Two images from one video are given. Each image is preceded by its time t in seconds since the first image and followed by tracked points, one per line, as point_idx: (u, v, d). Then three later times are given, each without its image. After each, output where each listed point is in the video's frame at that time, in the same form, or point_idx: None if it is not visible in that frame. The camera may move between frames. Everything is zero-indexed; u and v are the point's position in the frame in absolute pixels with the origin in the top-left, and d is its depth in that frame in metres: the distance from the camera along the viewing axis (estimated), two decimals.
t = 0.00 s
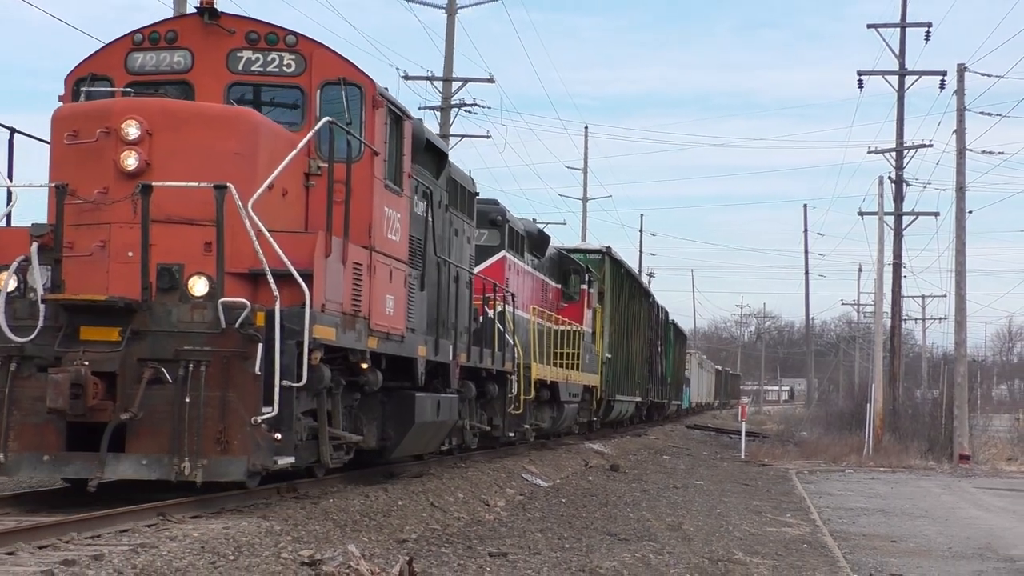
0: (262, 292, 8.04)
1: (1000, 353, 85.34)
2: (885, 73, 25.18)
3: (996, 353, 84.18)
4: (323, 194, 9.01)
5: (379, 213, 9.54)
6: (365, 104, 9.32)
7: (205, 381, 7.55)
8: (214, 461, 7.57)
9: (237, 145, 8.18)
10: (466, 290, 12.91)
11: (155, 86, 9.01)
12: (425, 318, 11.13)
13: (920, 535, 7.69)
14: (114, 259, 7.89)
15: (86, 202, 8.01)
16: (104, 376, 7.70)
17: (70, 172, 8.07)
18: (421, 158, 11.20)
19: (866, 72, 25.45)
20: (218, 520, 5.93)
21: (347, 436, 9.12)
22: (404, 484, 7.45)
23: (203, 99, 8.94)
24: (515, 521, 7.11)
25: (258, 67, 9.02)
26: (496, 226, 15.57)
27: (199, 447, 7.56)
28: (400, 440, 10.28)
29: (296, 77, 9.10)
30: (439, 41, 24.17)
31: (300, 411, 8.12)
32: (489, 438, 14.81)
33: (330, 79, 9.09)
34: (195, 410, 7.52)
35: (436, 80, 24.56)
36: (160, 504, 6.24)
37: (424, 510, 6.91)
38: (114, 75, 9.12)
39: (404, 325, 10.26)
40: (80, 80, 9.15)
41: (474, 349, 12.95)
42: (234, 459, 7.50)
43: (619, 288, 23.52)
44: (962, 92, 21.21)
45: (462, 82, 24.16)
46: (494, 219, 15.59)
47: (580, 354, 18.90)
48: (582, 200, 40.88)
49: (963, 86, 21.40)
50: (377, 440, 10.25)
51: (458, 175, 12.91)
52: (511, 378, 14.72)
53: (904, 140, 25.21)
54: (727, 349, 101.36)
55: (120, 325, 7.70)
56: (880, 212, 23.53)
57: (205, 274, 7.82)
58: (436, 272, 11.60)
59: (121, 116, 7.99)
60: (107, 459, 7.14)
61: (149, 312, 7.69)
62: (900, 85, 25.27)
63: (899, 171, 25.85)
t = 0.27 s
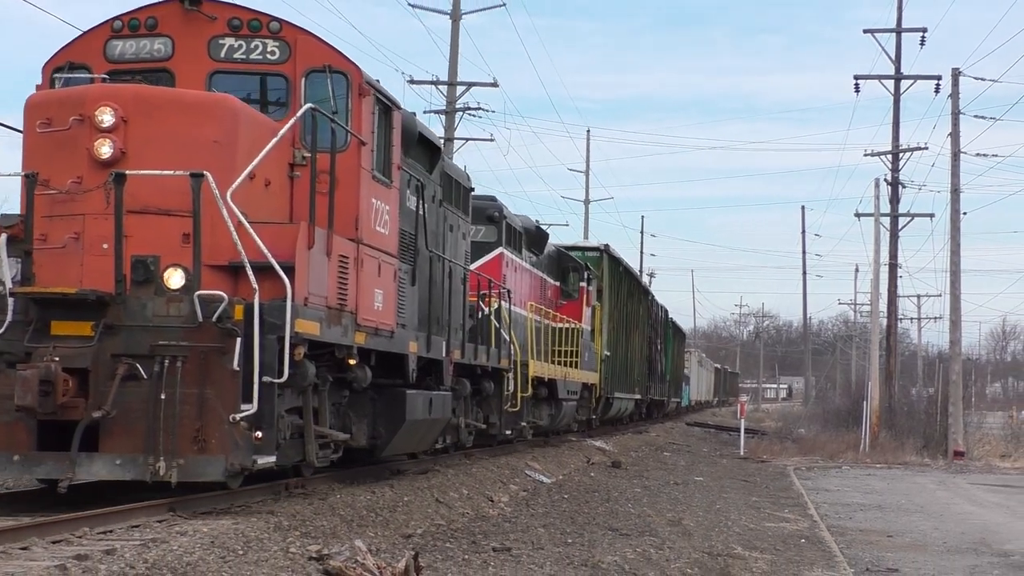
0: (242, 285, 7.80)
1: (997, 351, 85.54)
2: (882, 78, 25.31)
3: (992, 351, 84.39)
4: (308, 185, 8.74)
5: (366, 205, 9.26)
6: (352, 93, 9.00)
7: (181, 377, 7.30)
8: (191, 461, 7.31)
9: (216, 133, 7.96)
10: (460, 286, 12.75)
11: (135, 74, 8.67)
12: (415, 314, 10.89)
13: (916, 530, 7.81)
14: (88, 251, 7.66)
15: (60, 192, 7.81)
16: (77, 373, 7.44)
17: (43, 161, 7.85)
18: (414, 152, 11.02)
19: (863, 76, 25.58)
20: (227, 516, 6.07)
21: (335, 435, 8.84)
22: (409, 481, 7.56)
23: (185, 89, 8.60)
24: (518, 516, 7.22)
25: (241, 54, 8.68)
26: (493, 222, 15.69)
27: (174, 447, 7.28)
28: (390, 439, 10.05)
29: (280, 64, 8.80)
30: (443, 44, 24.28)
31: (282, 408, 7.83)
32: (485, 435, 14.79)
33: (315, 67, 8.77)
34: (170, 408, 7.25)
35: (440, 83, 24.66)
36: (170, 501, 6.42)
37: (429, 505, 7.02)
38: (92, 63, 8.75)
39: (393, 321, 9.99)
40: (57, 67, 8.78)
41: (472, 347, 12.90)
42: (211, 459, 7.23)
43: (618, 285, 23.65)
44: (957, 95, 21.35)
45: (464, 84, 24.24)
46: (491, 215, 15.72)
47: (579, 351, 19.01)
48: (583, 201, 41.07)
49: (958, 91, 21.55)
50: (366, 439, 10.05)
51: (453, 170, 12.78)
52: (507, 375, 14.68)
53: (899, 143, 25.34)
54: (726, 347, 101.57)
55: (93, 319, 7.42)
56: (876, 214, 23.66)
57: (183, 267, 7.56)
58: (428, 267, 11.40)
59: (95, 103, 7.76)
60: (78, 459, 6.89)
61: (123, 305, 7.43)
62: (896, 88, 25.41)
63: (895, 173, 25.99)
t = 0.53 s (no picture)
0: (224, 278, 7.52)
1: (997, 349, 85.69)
2: (880, 82, 25.39)
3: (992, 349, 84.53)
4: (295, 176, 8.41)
5: (357, 196, 8.93)
6: (340, 81, 8.66)
7: (157, 374, 6.95)
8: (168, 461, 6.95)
9: (197, 121, 7.66)
10: (457, 283, 12.64)
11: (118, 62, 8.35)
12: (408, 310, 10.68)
13: (915, 525, 7.92)
14: (64, 243, 7.36)
15: (35, 182, 7.49)
16: (50, 370, 7.10)
17: (19, 149, 7.58)
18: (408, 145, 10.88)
19: (861, 80, 25.68)
20: (239, 512, 6.20)
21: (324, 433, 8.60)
22: (417, 477, 7.67)
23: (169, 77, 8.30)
24: (524, 512, 7.34)
25: (226, 41, 8.39)
26: (493, 218, 15.72)
27: (151, 446, 6.93)
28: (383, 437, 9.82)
29: (267, 51, 8.48)
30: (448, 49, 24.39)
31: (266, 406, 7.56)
32: (484, 434, 14.79)
33: (303, 54, 8.47)
34: (146, 406, 6.91)
35: (447, 89, 24.74)
36: (183, 496, 6.65)
37: (438, 501, 7.14)
38: (73, 50, 8.42)
39: (385, 317, 9.68)
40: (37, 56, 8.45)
41: (471, 345, 12.85)
42: (189, 459, 6.87)
43: (619, 283, 23.75)
44: (954, 97, 21.50)
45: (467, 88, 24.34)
46: (491, 211, 15.77)
47: (580, 350, 19.11)
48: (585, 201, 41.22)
49: (955, 95, 21.65)
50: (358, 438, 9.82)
51: (450, 165, 12.76)
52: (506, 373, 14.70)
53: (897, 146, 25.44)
54: (728, 345, 101.69)
55: (67, 313, 7.09)
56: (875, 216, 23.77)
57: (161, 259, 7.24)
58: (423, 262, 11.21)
59: (70, 89, 7.46)
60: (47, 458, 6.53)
61: (97, 299, 7.07)
62: (894, 93, 25.52)
63: (894, 175, 26.09)
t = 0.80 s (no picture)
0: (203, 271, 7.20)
1: (998, 347, 85.80)
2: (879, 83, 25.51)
3: (993, 348, 84.64)
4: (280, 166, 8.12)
5: (345, 187, 8.63)
6: (327, 68, 8.35)
7: (129, 370, 6.57)
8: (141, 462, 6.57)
9: (175, 108, 7.32)
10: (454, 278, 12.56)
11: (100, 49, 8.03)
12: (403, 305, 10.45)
13: (913, 520, 8.05)
14: (35, 235, 6.93)
15: (4, 170, 7.07)
16: (17, 367, 6.70)
17: None
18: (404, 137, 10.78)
19: (861, 81, 25.81)
20: (251, 507, 6.34)
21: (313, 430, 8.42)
22: (426, 473, 7.81)
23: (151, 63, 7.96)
24: (530, 507, 7.47)
25: (210, 27, 8.06)
26: (494, 214, 15.83)
27: (123, 446, 6.56)
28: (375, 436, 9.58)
29: (251, 37, 8.14)
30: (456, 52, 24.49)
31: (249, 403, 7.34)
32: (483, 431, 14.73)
33: (288, 40, 8.14)
34: (118, 404, 6.53)
35: (452, 90, 24.84)
36: (195, 492, 6.87)
37: (446, 496, 7.27)
38: (50, 36, 8.04)
39: (376, 311, 9.39)
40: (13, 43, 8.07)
41: (467, 342, 12.62)
42: (163, 460, 6.50)
43: (621, 281, 23.85)
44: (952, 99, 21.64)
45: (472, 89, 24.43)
46: (492, 207, 15.87)
47: (582, 347, 19.23)
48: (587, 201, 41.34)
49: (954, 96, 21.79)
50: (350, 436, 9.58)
51: (448, 159, 12.72)
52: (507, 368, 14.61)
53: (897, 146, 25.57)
54: (730, 343, 101.80)
55: (35, 307, 6.67)
56: (874, 215, 23.91)
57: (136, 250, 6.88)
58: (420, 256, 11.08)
59: (41, 72, 7.07)
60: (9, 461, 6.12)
61: (68, 293, 6.69)
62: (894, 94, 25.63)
63: (893, 176, 26.23)
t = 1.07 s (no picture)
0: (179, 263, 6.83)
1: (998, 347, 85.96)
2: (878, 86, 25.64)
3: (992, 347, 84.80)
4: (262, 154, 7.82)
5: (329, 177, 8.31)
6: (310, 54, 8.06)
7: (97, 367, 6.24)
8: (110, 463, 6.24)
9: (148, 92, 6.94)
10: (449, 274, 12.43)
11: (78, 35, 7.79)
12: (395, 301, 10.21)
13: (910, 515, 8.17)
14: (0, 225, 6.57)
15: None
16: None
17: None
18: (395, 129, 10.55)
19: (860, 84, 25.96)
20: (262, 502, 6.49)
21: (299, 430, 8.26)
22: (433, 469, 7.94)
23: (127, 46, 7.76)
24: (535, 502, 7.60)
25: (189, 11, 7.85)
26: (492, 210, 15.64)
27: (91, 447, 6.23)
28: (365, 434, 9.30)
29: (232, 21, 7.87)
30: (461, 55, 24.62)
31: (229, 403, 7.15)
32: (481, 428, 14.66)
33: (270, 23, 7.89)
34: (85, 403, 6.20)
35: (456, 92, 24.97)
36: (209, 488, 7.03)
37: (452, 492, 7.40)
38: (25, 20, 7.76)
39: (364, 307, 9.07)
40: None
41: (465, 341, 12.49)
42: (133, 461, 6.18)
43: (621, 279, 23.94)
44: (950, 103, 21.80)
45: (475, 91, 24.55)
46: (490, 203, 15.73)
47: (582, 344, 19.34)
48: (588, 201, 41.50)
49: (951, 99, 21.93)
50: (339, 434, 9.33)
51: (443, 153, 12.57)
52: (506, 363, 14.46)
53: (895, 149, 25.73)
54: (731, 341, 101.99)
55: None
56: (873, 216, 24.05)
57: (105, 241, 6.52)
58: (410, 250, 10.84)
59: (7, 55, 6.70)
60: None
61: (33, 286, 6.33)
62: (892, 96, 25.77)
63: (891, 178, 26.38)
